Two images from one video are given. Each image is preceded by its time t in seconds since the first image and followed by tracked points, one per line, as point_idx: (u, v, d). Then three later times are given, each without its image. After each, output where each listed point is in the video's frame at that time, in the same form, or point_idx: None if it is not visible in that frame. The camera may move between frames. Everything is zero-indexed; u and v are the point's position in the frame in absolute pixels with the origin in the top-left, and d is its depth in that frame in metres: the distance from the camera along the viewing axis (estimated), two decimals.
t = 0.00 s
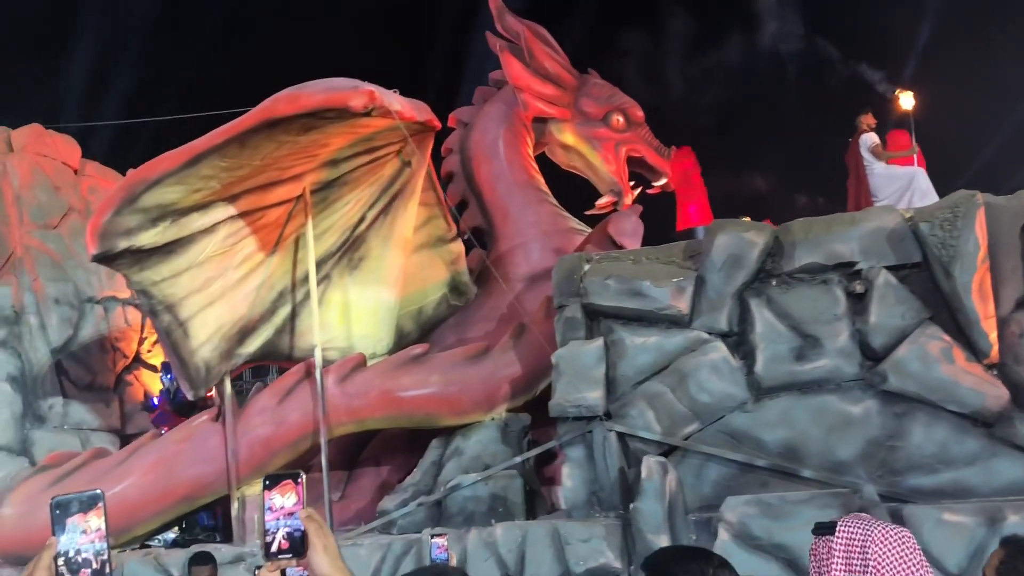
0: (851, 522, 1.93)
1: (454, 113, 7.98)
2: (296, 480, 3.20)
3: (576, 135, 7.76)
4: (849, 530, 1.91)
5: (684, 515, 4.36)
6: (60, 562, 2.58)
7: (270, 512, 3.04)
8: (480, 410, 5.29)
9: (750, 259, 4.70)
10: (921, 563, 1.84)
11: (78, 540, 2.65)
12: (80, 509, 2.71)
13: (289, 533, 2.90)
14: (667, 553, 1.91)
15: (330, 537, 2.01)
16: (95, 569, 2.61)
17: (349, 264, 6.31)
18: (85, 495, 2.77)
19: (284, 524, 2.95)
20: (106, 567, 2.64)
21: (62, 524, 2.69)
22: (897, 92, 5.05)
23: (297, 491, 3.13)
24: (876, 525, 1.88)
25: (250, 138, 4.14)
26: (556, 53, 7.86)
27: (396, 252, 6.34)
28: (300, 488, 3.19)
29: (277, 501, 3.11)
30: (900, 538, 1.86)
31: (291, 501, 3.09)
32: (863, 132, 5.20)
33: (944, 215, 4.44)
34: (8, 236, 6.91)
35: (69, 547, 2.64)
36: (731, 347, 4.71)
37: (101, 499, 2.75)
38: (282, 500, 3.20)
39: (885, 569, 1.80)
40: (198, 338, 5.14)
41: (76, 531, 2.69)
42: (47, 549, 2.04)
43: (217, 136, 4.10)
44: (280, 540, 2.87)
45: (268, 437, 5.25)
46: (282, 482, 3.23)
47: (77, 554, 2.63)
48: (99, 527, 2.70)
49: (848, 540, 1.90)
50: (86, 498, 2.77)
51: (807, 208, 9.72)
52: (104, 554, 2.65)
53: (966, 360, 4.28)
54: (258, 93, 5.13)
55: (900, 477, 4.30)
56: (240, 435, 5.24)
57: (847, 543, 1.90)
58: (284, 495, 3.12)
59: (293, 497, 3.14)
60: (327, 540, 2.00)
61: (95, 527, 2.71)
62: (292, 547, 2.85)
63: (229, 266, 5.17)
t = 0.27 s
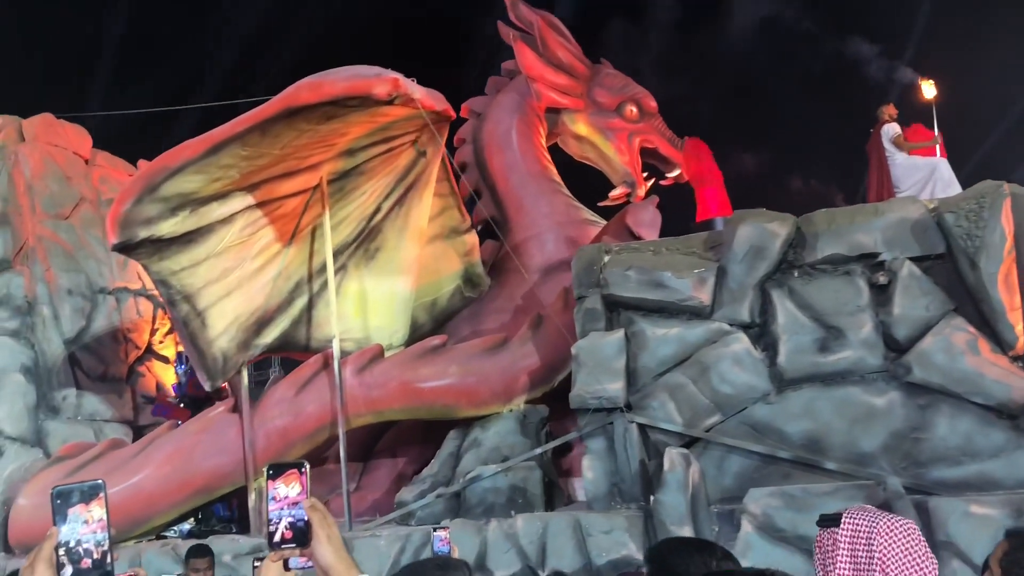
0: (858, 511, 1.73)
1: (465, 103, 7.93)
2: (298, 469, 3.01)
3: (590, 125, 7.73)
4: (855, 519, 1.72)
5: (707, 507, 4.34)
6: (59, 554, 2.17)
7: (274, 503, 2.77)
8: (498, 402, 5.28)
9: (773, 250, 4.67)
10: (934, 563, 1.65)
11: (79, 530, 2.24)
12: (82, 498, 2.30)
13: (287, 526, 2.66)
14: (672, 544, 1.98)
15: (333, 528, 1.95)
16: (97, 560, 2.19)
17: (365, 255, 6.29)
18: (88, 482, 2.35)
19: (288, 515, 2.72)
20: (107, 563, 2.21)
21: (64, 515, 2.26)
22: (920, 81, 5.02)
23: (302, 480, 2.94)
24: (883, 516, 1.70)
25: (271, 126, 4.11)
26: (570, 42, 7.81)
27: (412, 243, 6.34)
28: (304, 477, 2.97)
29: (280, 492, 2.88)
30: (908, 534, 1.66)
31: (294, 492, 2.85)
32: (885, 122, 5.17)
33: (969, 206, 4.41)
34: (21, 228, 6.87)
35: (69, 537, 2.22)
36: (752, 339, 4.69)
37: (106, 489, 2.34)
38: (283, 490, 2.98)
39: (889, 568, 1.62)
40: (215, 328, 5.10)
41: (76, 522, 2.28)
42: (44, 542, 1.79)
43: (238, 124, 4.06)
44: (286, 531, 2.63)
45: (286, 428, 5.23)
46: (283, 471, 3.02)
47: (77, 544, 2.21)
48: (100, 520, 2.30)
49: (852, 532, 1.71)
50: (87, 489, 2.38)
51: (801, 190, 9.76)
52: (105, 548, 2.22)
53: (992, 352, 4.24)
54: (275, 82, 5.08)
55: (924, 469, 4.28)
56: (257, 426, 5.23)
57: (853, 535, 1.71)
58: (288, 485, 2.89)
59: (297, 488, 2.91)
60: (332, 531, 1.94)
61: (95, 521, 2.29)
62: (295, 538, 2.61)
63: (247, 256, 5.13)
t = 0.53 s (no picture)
0: (867, 504, 1.92)
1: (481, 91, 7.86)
2: (308, 460, 3.31)
3: (606, 114, 7.66)
4: (864, 511, 1.91)
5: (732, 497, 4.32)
6: (70, 543, 2.58)
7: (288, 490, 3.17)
8: (519, 391, 5.25)
9: (799, 239, 4.63)
10: (939, 554, 1.83)
11: (88, 519, 2.64)
12: (88, 490, 2.68)
13: (304, 511, 3.10)
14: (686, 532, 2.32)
15: (342, 519, 2.21)
16: (103, 549, 2.59)
17: (384, 244, 6.28)
18: (93, 474, 2.75)
19: (298, 503, 3.11)
20: (116, 552, 2.63)
21: (72, 503, 2.66)
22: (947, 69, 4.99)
23: (310, 471, 3.25)
24: (891, 508, 1.87)
25: (294, 113, 4.20)
26: (586, 30, 7.76)
27: (430, 231, 6.29)
28: (313, 470, 3.28)
29: (291, 480, 3.22)
30: (916, 526, 1.84)
31: (306, 481, 3.24)
32: (910, 110, 5.12)
33: (999, 194, 4.36)
34: (38, 217, 6.87)
35: (78, 526, 2.62)
36: (777, 328, 4.66)
37: (111, 480, 2.74)
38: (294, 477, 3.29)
39: (899, 564, 1.80)
40: (235, 317, 5.09)
41: (86, 511, 2.67)
42: (54, 530, 2.15)
43: (261, 111, 4.17)
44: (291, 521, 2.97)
45: (306, 418, 5.22)
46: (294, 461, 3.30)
47: (85, 533, 2.62)
48: (107, 508, 2.70)
49: (861, 524, 1.90)
50: (93, 478, 2.76)
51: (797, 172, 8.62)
52: (110, 536, 2.64)
53: (1021, 342, 4.20)
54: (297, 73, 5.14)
55: (951, 459, 4.26)
56: (278, 416, 5.22)
57: (861, 526, 1.91)
58: (298, 473, 3.25)
59: (308, 476, 3.27)
60: (341, 521, 2.21)
61: (102, 508, 2.70)
62: (307, 526, 3.05)
63: (268, 246, 5.18)
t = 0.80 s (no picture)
0: (879, 496, 1.83)
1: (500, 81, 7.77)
2: (325, 450, 2.94)
3: (626, 104, 7.56)
4: (877, 502, 1.81)
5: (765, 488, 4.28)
6: (86, 534, 2.39)
7: (302, 481, 2.84)
8: (544, 382, 5.21)
9: (830, 228, 4.60)
10: (958, 553, 1.72)
11: (106, 510, 2.47)
12: (105, 481, 2.50)
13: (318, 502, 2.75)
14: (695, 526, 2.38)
15: (356, 510, 2.20)
16: (120, 539, 2.42)
17: (407, 235, 6.27)
18: (109, 467, 2.57)
19: (314, 494, 2.77)
20: (130, 541, 2.45)
21: (88, 495, 2.48)
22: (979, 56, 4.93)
23: (328, 462, 2.88)
24: (902, 500, 1.77)
25: (325, 102, 4.20)
26: (607, 19, 7.67)
27: (453, 221, 6.28)
28: (332, 460, 2.91)
29: (307, 471, 2.86)
30: (927, 520, 1.73)
31: (324, 472, 2.89)
32: (941, 98, 5.05)
33: None
34: (61, 208, 6.90)
35: (94, 517, 2.44)
36: (808, 318, 4.63)
37: (128, 471, 2.55)
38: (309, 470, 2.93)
39: (912, 558, 1.69)
40: (263, 307, 5.14)
41: (103, 501, 2.49)
42: (73, 522, 2.15)
43: (292, 101, 4.15)
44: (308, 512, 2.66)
45: (333, 408, 5.23)
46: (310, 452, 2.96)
47: (100, 525, 2.43)
48: (125, 500, 2.52)
49: (875, 516, 1.81)
50: (110, 469, 2.58)
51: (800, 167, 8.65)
52: (127, 526, 2.47)
53: None
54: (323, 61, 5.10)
55: (987, 451, 4.21)
56: (304, 406, 5.23)
57: (874, 517, 1.81)
58: (314, 464, 2.88)
59: (323, 466, 2.90)
60: (354, 511, 2.19)
61: (120, 500, 2.52)
62: (324, 515, 2.72)
63: (295, 236, 5.16)
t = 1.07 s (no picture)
0: (897, 486, 1.67)
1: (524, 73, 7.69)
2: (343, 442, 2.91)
3: (651, 95, 7.53)
4: (895, 493, 1.66)
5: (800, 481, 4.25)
6: (104, 528, 2.41)
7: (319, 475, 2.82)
8: (574, 375, 5.16)
9: (865, 220, 4.55)
10: (978, 545, 1.59)
11: (123, 505, 2.47)
12: (123, 475, 2.51)
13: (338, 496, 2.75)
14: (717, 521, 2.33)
15: (374, 503, 2.19)
16: (139, 534, 2.43)
17: (434, 229, 6.25)
18: (128, 461, 2.58)
19: (332, 487, 2.76)
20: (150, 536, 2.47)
21: (107, 490, 2.50)
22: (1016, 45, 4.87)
23: (345, 456, 2.88)
24: (923, 491, 1.62)
25: (359, 94, 4.18)
26: (632, 10, 7.62)
27: (479, 215, 6.24)
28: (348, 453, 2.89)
29: (325, 464, 2.84)
30: (948, 515, 1.59)
31: (341, 466, 2.85)
32: (977, 88, 5.00)
33: None
34: (87, 202, 6.95)
35: (114, 512, 2.45)
36: (842, 311, 4.59)
37: (146, 467, 2.57)
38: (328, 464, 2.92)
39: (932, 556, 1.56)
40: (293, 301, 5.17)
41: (121, 497, 2.50)
42: (92, 518, 2.15)
43: (325, 94, 4.14)
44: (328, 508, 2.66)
45: (362, 401, 5.24)
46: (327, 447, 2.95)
47: (119, 520, 2.44)
48: (144, 495, 2.52)
49: (892, 508, 1.66)
50: (129, 466, 2.59)
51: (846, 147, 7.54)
52: (147, 522, 2.46)
53: None
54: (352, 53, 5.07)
55: None
56: (334, 400, 5.23)
57: (892, 510, 1.66)
58: (333, 458, 2.87)
59: (341, 460, 2.89)
60: (371, 504, 2.18)
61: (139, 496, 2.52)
62: (342, 509, 2.72)
63: (324, 229, 5.17)
